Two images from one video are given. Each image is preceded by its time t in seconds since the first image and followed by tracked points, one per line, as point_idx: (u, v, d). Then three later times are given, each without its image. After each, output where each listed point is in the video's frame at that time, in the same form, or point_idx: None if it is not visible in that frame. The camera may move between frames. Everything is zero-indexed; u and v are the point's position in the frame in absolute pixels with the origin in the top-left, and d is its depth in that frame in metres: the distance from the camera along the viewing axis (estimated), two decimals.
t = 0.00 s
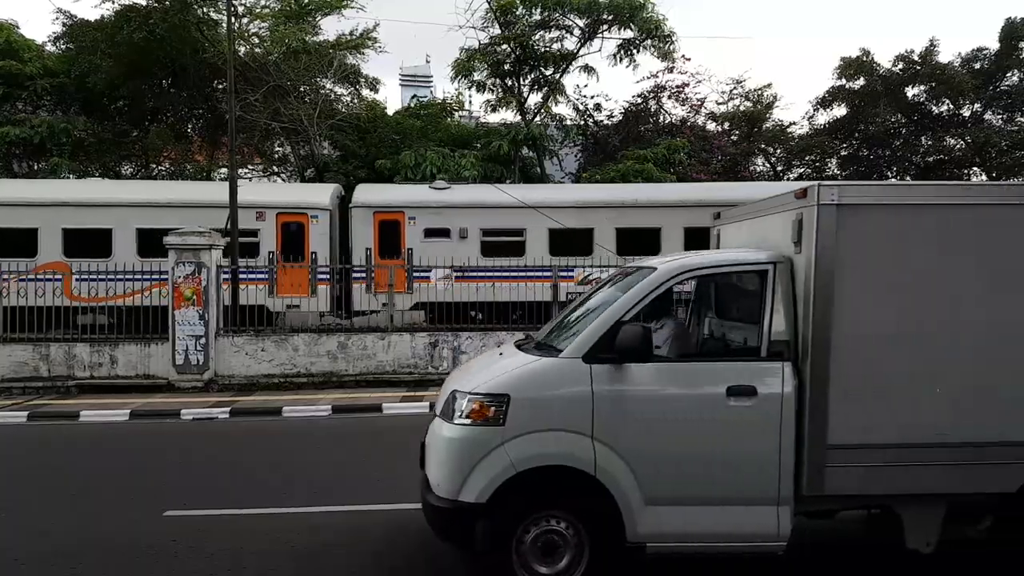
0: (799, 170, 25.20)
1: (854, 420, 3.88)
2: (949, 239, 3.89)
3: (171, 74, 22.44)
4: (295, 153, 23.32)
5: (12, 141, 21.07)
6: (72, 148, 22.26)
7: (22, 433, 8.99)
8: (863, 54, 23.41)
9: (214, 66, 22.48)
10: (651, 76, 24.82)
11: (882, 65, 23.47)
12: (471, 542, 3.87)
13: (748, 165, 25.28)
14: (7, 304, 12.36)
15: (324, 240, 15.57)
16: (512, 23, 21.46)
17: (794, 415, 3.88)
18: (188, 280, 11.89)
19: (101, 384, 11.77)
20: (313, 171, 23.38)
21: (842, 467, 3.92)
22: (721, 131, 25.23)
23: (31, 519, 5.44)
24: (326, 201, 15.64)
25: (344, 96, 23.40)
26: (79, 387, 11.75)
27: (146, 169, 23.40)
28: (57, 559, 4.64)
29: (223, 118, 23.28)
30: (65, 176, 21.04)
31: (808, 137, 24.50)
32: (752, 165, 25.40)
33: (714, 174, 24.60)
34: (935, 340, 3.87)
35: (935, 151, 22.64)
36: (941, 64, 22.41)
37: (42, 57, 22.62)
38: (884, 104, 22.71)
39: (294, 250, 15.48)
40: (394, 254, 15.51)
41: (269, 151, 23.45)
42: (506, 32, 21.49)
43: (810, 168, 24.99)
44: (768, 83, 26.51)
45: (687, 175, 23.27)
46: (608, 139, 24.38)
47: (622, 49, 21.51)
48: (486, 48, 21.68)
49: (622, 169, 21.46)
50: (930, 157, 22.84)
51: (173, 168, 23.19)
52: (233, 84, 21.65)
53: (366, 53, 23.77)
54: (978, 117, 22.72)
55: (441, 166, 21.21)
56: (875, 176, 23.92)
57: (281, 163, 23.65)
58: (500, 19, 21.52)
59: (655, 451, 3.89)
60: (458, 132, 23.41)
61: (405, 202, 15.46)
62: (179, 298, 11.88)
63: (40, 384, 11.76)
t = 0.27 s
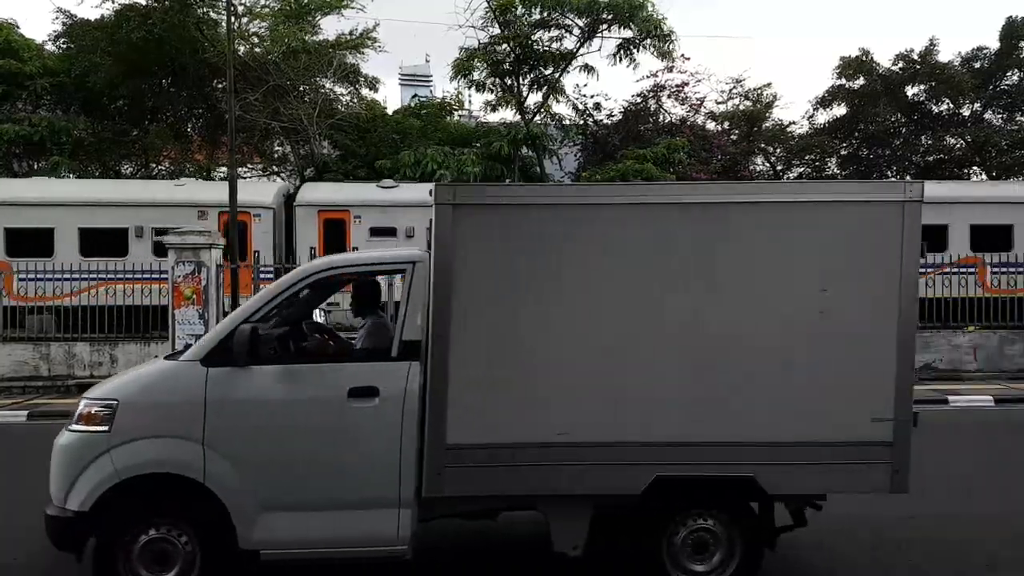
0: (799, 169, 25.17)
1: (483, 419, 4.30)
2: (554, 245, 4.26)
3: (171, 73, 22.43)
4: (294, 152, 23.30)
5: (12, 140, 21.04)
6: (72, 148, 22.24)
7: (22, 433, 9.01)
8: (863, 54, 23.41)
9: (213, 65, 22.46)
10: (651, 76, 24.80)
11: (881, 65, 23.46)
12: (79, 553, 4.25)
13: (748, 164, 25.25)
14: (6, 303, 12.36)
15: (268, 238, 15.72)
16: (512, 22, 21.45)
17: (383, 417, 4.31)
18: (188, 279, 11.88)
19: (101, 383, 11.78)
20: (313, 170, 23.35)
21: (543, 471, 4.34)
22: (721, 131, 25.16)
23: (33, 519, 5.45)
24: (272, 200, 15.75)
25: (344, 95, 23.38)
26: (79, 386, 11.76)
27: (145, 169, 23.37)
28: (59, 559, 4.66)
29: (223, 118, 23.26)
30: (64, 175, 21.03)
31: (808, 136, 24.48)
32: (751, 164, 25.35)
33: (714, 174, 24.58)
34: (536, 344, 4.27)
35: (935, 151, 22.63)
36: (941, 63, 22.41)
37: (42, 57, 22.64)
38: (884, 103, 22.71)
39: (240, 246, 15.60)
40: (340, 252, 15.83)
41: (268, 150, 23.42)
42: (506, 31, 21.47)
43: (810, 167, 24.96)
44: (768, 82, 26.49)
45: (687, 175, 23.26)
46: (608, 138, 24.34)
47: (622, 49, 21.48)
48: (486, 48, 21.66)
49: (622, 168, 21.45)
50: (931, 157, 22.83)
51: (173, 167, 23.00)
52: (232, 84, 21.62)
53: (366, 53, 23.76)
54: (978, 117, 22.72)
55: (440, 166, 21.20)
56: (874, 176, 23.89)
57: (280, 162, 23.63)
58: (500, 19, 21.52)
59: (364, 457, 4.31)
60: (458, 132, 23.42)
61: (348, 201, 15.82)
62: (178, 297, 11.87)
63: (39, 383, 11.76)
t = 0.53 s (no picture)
0: (799, 169, 25.18)
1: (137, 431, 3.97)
2: (143, 251, 3.97)
3: (171, 73, 22.42)
4: (294, 152, 23.31)
5: (11, 140, 21.01)
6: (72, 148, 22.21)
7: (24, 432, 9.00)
8: (863, 54, 23.44)
9: (213, 65, 22.45)
10: (651, 76, 24.82)
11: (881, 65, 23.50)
12: None
13: (747, 164, 25.26)
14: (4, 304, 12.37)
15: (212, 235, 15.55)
16: (512, 22, 21.46)
17: (158, 411, 3.97)
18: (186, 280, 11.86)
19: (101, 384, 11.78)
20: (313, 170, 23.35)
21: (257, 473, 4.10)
22: (721, 131, 25.13)
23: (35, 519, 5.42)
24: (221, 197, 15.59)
25: (343, 95, 23.42)
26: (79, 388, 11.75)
27: (145, 169, 23.33)
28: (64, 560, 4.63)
29: (223, 118, 23.25)
30: (65, 175, 21.00)
31: (808, 136, 24.50)
32: (751, 164, 25.36)
33: (714, 173, 24.58)
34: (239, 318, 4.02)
35: (935, 151, 22.65)
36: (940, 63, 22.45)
37: (41, 57, 22.61)
38: (884, 104, 22.77)
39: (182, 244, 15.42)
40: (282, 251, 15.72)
41: (268, 150, 23.43)
42: (506, 31, 21.49)
43: (810, 167, 24.98)
44: (768, 83, 26.48)
45: (687, 175, 23.31)
46: (608, 138, 24.36)
47: (622, 49, 21.49)
48: (486, 48, 21.68)
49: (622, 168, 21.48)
50: (930, 156, 22.87)
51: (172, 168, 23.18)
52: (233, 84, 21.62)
53: (366, 53, 23.79)
54: (977, 117, 22.77)
55: (441, 166, 21.20)
56: (874, 176, 23.91)
57: (280, 162, 23.59)
58: (499, 19, 21.54)
59: None
60: (458, 132, 23.46)
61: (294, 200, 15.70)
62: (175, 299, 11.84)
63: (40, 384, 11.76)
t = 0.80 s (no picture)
0: (799, 168, 25.14)
1: None
2: None
3: (170, 72, 22.43)
4: (294, 151, 23.28)
5: (11, 139, 21.02)
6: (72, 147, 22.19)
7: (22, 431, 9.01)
8: (863, 53, 23.42)
9: (212, 64, 22.45)
10: (651, 75, 24.80)
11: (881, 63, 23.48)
12: None
13: (748, 163, 25.23)
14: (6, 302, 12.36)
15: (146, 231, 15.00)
16: (512, 21, 21.44)
17: None
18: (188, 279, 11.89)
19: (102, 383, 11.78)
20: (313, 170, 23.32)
21: None
22: (721, 130, 25.16)
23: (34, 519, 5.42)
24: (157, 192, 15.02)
25: (343, 94, 23.41)
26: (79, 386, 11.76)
27: (145, 168, 23.32)
28: (64, 560, 4.62)
29: (222, 117, 23.23)
30: (64, 174, 21.00)
31: (808, 135, 24.48)
32: (751, 163, 25.34)
33: (714, 172, 24.55)
34: (27, 297, 3.63)
35: (935, 150, 22.63)
36: (940, 62, 22.43)
37: (41, 56, 22.62)
38: (884, 103, 22.75)
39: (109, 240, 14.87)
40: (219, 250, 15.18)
41: (268, 150, 23.42)
42: (506, 30, 21.48)
43: (810, 166, 24.95)
44: (768, 81, 26.44)
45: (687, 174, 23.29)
46: (607, 137, 24.33)
47: (622, 48, 21.48)
48: (485, 47, 21.67)
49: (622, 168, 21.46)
50: (930, 155, 22.86)
51: (173, 166, 23.14)
52: (232, 84, 21.63)
53: (366, 52, 23.77)
54: (977, 116, 22.76)
55: (440, 165, 21.18)
56: (874, 174, 23.88)
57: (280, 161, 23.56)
58: (499, 18, 21.51)
59: None
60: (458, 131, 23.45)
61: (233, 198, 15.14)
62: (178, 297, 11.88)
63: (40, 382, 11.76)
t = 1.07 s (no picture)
0: (799, 168, 25.13)
1: None
2: None
3: (171, 72, 22.45)
4: (294, 151, 23.28)
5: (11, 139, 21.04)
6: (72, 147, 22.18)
7: (22, 432, 9.00)
8: (863, 52, 23.41)
9: (212, 64, 22.48)
10: (651, 74, 24.80)
11: (881, 63, 23.47)
12: None
13: (748, 163, 25.22)
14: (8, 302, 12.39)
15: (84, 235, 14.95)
16: (512, 21, 21.44)
17: None
18: (188, 278, 11.90)
19: (102, 383, 11.78)
20: (313, 170, 23.31)
21: None
22: (721, 129, 25.17)
23: (34, 519, 5.41)
24: (96, 197, 15.02)
25: (343, 95, 23.43)
26: (79, 386, 11.77)
27: (145, 168, 23.51)
28: (69, 560, 4.60)
29: (223, 117, 23.25)
30: (65, 174, 21.01)
31: (808, 135, 24.46)
32: (751, 163, 25.32)
33: (714, 172, 24.53)
34: None
35: (935, 150, 22.64)
36: (941, 62, 22.43)
37: (42, 56, 22.66)
38: (884, 102, 22.74)
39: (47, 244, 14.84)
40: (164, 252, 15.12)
41: (268, 150, 23.44)
42: (506, 30, 21.49)
43: (810, 166, 24.93)
44: (768, 82, 26.43)
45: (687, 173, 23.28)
46: (607, 137, 24.33)
47: (623, 48, 21.49)
48: (485, 47, 21.68)
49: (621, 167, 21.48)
50: (930, 155, 22.86)
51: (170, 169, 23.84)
52: (233, 84, 21.66)
53: (366, 52, 23.78)
54: (978, 115, 22.75)
55: (440, 163, 21.18)
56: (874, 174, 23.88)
57: (280, 161, 23.59)
58: (499, 18, 21.51)
59: None
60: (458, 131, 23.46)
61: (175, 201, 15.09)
62: (179, 297, 11.90)
63: (40, 382, 11.77)
